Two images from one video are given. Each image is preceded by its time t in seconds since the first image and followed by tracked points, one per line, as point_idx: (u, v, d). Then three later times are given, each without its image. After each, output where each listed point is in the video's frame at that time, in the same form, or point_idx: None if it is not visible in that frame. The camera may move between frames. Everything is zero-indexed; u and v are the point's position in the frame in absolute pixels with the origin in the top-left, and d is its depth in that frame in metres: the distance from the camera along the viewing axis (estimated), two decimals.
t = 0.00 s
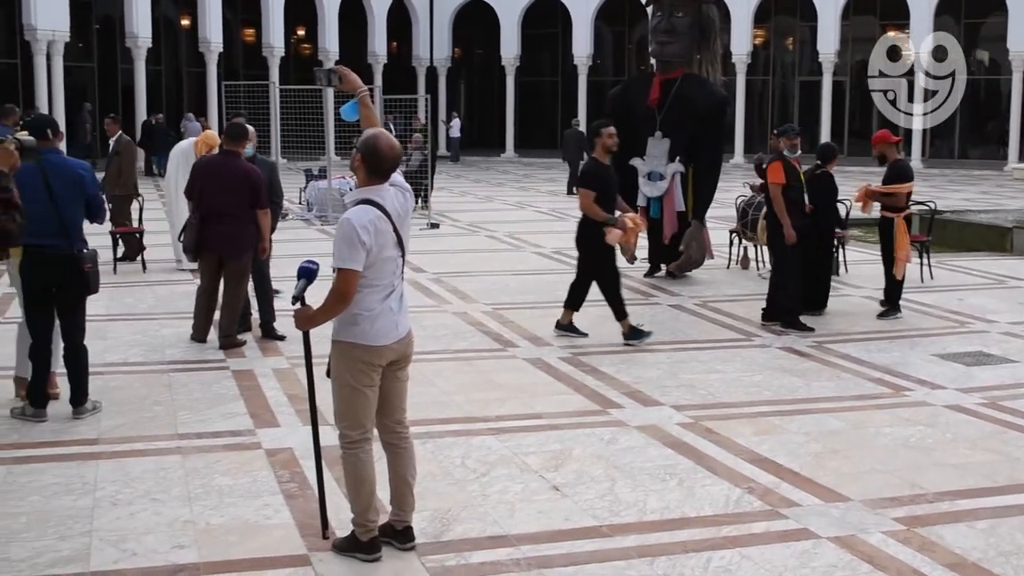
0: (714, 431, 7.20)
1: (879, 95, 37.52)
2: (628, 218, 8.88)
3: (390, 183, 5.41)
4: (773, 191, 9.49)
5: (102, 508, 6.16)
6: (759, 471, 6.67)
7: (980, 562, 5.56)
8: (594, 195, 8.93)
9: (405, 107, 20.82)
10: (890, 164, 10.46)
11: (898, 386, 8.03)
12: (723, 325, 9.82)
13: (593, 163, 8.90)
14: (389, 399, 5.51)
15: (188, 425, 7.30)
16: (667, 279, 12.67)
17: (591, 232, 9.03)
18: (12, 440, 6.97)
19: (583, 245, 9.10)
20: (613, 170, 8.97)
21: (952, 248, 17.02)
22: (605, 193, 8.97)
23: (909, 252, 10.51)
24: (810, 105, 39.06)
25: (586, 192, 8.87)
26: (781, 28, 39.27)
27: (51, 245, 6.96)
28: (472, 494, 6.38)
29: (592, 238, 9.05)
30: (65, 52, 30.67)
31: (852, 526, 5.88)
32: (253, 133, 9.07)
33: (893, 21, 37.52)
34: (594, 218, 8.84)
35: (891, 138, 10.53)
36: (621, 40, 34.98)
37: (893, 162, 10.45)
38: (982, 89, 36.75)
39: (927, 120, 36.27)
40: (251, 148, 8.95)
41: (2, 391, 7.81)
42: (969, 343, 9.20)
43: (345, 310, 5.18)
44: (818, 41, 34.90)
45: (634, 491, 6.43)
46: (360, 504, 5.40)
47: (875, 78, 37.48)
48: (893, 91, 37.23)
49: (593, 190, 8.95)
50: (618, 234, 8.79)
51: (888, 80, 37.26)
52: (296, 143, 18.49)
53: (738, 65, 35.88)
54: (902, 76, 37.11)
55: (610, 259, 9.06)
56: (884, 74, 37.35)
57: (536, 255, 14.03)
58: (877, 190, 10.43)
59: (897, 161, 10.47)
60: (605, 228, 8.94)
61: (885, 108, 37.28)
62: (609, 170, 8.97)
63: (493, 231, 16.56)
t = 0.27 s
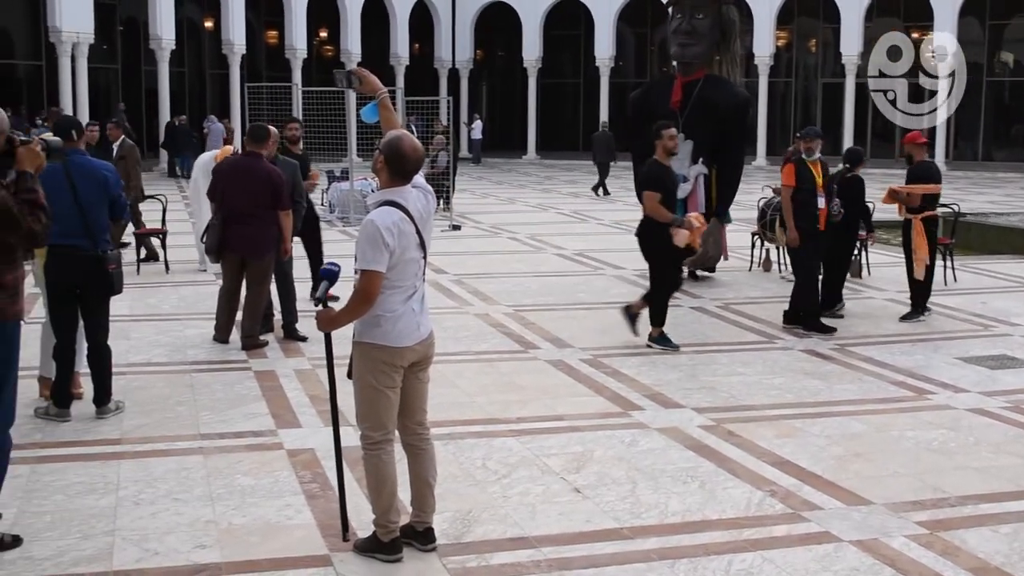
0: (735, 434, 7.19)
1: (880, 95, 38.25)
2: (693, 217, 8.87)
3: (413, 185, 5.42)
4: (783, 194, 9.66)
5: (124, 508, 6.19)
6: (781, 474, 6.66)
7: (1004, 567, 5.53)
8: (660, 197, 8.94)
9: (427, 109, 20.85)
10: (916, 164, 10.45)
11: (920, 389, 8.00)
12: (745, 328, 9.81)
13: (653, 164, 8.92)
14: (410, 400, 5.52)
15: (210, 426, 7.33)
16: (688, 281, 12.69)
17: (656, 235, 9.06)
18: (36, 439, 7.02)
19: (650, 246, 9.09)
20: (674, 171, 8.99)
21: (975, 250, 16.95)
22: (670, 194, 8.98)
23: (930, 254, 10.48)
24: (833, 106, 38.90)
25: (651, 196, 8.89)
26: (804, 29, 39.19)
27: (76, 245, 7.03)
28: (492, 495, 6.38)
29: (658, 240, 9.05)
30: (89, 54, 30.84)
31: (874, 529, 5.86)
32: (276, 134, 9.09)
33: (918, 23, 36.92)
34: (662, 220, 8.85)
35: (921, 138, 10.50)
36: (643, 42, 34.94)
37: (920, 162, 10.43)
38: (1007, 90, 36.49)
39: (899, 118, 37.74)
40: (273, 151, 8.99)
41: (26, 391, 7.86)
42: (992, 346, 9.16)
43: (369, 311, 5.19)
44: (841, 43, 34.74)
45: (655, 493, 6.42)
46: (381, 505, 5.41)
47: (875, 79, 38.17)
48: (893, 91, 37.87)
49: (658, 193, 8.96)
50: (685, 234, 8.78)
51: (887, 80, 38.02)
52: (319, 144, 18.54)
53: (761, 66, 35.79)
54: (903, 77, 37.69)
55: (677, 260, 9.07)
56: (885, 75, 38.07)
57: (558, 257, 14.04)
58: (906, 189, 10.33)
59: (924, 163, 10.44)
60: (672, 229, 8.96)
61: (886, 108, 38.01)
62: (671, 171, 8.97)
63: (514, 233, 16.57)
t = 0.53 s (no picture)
0: (756, 436, 7.18)
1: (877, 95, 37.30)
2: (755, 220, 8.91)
3: (432, 185, 5.42)
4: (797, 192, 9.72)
5: (146, 506, 6.22)
6: (801, 476, 6.63)
7: None
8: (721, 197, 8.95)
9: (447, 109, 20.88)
10: (943, 167, 10.89)
11: (942, 392, 7.97)
12: (767, 330, 9.82)
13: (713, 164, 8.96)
14: (430, 400, 5.53)
15: (230, 425, 7.36)
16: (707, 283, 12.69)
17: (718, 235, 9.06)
18: (58, 438, 7.06)
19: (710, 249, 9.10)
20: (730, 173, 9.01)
21: (998, 253, 16.86)
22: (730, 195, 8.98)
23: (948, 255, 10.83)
24: (856, 108, 38.72)
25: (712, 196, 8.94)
26: (826, 31, 39.02)
27: (98, 245, 7.06)
28: (512, 496, 6.39)
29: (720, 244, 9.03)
30: (112, 55, 31.00)
31: (895, 533, 5.83)
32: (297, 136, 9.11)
33: (941, 25, 36.55)
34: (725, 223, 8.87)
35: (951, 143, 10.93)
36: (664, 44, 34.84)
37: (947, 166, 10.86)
38: None
39: (916, 123, 37.19)
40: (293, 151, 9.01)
41: (48, 390, 7.91)
42: (1014, 349, 9.11)
43: (390, 311, 5.19)
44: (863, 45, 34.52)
45: (675, 495, 6.41)
46: (401, 505, 5.42)
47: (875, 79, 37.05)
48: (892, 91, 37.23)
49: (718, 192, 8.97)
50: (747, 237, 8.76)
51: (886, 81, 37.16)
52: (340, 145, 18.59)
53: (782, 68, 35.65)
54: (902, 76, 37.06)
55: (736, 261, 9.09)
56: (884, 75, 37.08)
57: (577, 258, 14.05)
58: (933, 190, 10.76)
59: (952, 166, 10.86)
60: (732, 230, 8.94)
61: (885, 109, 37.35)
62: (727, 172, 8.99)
63: (534, 234, 16.58)
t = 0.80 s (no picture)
0: (778, 438, 7.16)
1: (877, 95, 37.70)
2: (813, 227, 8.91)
3: (453, 187, 5.42)
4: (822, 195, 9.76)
5: (168, 506, 6.24)
6: (824, 479, 6.61)
7: None
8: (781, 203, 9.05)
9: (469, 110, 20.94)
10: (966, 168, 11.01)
11: (965, 395, 7.93)
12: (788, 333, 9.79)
13: (777, 169, 9.10)
14: (451, 401, 5.52)
15: (252, 425, 7.39)
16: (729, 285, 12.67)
17: (777, 242, 9.15)
18: (82, 437, 7.10)
19: (767, 253, 9.17)
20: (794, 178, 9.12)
21: None
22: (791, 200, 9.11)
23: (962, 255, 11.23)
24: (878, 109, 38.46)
25: (772, 199, 9.05)
26: (849, 32, 38.81)
27: (123, 244, 7.12)
28: (532, 497, 6.39)
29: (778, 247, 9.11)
30: (136, 56, 31.18)
31: (918, 536, 5.81)
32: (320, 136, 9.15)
33: (964, 26, 36.39)
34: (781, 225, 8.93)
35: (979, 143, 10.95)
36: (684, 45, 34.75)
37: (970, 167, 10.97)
38: None
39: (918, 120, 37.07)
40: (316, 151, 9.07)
41: (72, 389, 7.96)
42: None
43: (412, 312, 5.19)
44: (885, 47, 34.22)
45: (696, 497, 6.40)
46: (422, 506, 5.42)
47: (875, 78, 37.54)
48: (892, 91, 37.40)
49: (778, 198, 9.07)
50: (800, 241, 8.80)
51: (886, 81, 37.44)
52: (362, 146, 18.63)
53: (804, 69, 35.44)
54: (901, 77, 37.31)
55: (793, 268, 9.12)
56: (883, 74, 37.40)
57: (598, 259, 14.04)
58: (953, 190, 10.99)
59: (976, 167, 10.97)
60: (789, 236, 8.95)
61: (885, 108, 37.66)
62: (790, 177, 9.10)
63: (555, 235, 16.57)
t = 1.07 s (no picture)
0: (794, 441, 7.14)
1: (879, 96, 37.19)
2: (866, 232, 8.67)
3: (469, 189, 5.42)
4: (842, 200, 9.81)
5: (185, 506, 6.27)
6: (840, 482, 6.59)
7: None
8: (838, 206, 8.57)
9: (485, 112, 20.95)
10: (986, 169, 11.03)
11: (983, 398, 7.89)
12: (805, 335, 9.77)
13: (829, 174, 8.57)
14: (467, 403, 5.53)
15: (269, 426, 7.41)
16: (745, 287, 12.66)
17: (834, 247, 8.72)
18: (99, 437, 7.13)
19: (826, 259, 8.76)
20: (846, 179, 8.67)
21: None
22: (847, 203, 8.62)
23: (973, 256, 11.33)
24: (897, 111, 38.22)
25: (831, 204, 8.51)
26: (866, 34, 38.61)
27: (139, 245, 7.14)
28: (548, 499, 6.39)
29: (833, 253, 8.73)
30: (153, 58, 31.33)
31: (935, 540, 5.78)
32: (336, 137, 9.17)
33: (982, 27, 36.20)
34: (842, 233, 8.56)
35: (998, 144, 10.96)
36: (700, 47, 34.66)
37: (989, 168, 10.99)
38: None
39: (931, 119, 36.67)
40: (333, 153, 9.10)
41: (89, 390, 8.00)
42: None
43: (428, 314, 5.19)
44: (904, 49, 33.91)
45: (712, 500, 6.38)
46: (438, 507, 5.42)
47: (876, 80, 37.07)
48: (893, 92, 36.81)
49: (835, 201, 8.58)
50: (862, 247, 8.54)
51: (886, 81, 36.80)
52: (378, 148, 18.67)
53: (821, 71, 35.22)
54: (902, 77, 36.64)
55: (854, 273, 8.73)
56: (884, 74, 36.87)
57: (615, 261, 14.04)
58: (966, 193, 11.04)
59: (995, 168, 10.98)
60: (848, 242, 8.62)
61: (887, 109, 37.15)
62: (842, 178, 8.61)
63: (572, 237, 16.56)
